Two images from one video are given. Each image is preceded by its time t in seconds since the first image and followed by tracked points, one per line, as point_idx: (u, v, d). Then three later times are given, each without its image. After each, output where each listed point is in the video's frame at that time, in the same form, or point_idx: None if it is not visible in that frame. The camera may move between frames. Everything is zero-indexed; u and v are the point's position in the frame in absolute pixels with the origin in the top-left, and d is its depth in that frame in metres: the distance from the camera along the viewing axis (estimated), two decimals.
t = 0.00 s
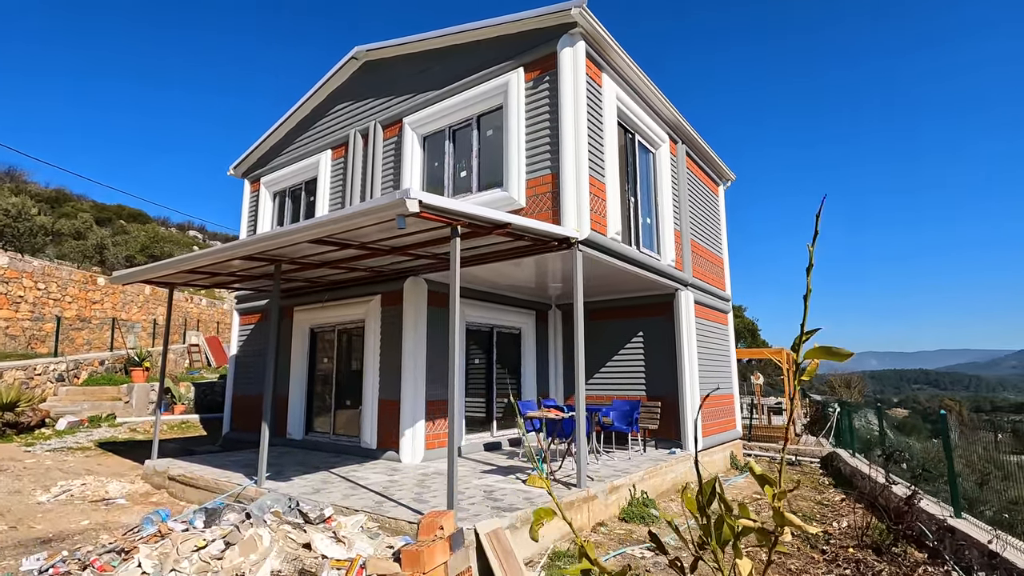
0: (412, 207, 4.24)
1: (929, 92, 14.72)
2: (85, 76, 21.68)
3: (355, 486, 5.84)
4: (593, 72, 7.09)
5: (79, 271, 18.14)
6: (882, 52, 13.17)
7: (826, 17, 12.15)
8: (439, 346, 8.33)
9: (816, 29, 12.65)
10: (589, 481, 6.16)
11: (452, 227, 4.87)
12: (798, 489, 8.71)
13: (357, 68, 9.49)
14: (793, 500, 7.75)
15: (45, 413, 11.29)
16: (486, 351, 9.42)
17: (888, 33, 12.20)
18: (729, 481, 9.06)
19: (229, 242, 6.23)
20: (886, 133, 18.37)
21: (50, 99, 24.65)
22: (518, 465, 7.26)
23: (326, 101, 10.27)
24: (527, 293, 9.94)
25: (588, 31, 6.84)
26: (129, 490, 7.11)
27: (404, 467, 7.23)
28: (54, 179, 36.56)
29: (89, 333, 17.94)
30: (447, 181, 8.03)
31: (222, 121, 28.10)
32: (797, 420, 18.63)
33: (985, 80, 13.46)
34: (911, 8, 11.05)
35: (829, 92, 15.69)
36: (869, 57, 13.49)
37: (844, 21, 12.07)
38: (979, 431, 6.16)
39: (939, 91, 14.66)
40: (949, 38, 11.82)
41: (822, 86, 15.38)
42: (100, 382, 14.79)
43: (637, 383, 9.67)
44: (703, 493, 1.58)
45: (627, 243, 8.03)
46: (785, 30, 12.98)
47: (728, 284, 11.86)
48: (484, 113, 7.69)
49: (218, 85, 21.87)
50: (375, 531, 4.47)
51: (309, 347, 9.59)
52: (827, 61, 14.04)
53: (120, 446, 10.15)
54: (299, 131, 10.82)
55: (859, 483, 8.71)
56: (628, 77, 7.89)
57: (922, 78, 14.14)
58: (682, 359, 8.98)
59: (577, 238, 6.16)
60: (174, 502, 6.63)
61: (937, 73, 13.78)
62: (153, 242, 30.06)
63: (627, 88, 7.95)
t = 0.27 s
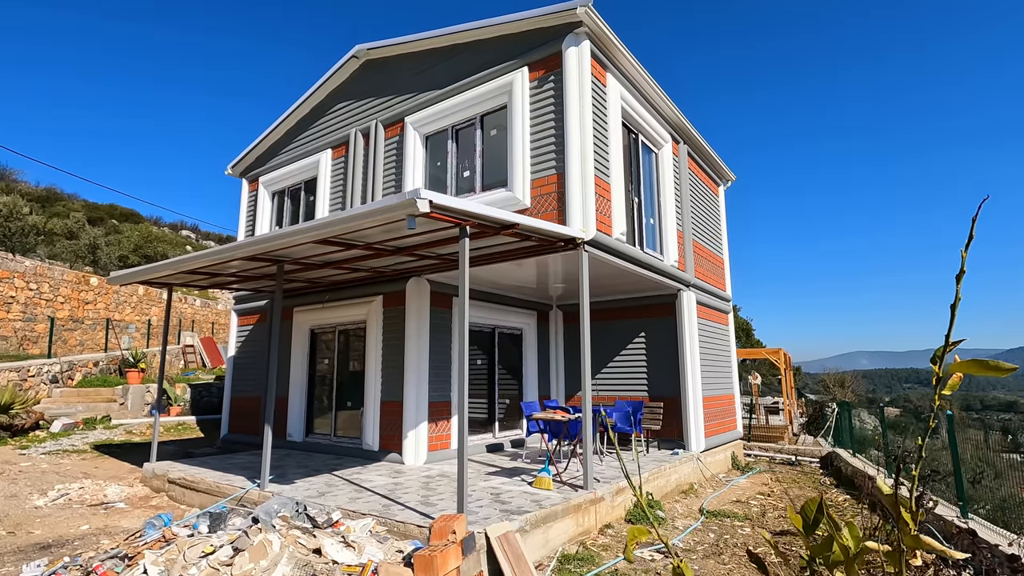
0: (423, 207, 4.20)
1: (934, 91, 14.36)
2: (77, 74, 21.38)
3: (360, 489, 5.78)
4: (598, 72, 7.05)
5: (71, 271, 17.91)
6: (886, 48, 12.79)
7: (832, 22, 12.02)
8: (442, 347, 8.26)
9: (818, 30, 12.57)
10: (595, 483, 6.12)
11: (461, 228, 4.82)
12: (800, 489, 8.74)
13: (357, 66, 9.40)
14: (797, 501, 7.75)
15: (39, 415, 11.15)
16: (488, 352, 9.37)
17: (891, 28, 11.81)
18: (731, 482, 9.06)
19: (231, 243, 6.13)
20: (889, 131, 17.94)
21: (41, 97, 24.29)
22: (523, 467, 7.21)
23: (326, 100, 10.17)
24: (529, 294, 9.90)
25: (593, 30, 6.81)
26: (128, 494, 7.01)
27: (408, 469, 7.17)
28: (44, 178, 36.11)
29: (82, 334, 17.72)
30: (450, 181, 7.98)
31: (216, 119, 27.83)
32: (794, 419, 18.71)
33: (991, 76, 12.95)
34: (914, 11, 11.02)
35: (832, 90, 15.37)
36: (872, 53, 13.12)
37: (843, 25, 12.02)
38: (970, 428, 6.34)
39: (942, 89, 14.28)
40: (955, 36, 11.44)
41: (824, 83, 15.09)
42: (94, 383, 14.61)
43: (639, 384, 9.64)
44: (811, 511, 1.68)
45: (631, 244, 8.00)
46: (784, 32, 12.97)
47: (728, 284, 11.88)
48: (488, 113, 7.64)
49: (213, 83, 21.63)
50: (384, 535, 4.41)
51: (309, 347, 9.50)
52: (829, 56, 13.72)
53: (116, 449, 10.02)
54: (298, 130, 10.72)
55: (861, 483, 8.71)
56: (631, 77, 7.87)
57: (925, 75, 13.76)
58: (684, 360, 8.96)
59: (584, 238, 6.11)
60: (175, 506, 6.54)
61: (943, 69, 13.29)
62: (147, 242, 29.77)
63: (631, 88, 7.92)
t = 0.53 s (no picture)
0: (429, 203, 4.12)
1: (939, 89, 14.24)
2: (69, 70, 21.07)
3: (361, 490, 5.71)
4: (602, 70, 6.99)
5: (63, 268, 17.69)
6: (891, 47, 12.61)
7: (835, 22, 11.91)
8: (442, 346, 8.18)
9: (820, 32, 12.50)
10: (599, 483, 6.07)
11: (466, 225, 4.76)
12: (802, 488, 8.73)
13: (356, 62, 9.29)
14: (800, 500, 7.72)
15: (31, 415, 11.00)
16: (488, 351, 9.30)
17: (896, 26, 11.62)
18: (733, 481, 9.05)
19: (229, 241, 6.03)
20: (892, 128, 17.77)
21: (32, 93, 23.94)
22: (525, 467, 7.15)
23: (325, 96, 10.06)
24: (530, 292, 9.84)
25: (596, 27, 6.75)
26: (124, 495, 6.90)
27: (409, 469, 7.09)
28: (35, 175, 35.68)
29: (75, 333, 17.51)
30: (452, 178, 7.90)
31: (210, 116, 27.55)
32: (792, 418, 18.75)
33: (998, 70, 12.73)
34: (915, 9, 10.98)
35: (834, 89, 15.24)
36: (876, 52, 12.92)
37: (845, 25, 11.95)
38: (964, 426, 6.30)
39: (948, 85, 14.08)
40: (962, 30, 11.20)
41: (826, 83, 14.94)
42: (88, 383, 14.43)
43: (640, 383, 9.60)
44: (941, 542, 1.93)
45: (634, 242, 7.95)
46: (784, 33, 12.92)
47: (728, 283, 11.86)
48: (490, 110, 7.57)
49: (207, 79, 21.38)
50: (388, 537, 4.34)
51: (307, 346, 9.40)
52: (832, 56, 13.56)
53: (110, 450, 9.88)
54: (296, 127, 10.61)
55: (862, 482, 8.68)
56: (635, 75, 7.83)
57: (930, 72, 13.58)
58: (685, 359, 8.93)
59: (588, 236, 6.04)
60: (171, 507, 6.44)
61: (949, 65, 13.10)
62: (140, 240, 29.50)
63: (634, 85, 7.87)
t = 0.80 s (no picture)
0: (434, 199, 4.04)
1: (942, 85, 14.22)
2: (63, 67, 20.82)
3: (362, 491, 5.63)
4: (605, 65, 6.93)
5: (57, 266, 17.51)
6: (891, 42, 12.57)
7: (838, 19, 11.83)
8: (443, 345, 8.10)
9: (822, 29, 12.44)
10: (603, 483, 6.01)
11: (471, 221, 4.69)
12: (803, 487, 8.71)
13: (355, 58, 9.20)
14: (802, 499, 7.70)
15: (25, 415, 10.87)
16: (489, 351, 9.23)
17: (897, 20, 11.57)
18: (734, 480, 9.02)
19: (227, 237, 5.93)
20: (893, 123, 17.68)
21: (25, 90, 23.69)
22: (527, 467, 7.09)
23: (323, 93, 9.96)
24: (530, 291, 9.77)
25: (600, 22, 6.69)
26: (120, 496, 6.80)
27: (410, 470, 7.02)
28: (28, 172, 35.33)
29: (68, 331, 17.34)
30: (452, 176, 7.82)
31: (206, 113, 27.32)
32: (790, 416, 18.78)
33: (999, 64, 12.67)
34: (918, 5, 10.92)
35: (835, 86, 15.19)
36: (877, 47, 12.85)
37: (845, 23, 11.93)
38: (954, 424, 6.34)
39: (949, 79, 14.02)
40: (964, 23, 11.14)
41: (827, 79, 14.90)
42: (83, 382, 14.29)
43: (641, 382, 9.56)
44: None
45: (636, 240, 7.90)
46: (783, 32, 12.89)
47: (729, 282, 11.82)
48: (492, 106, 7.49)
49: (203, 75, 21.17)
50: (392, 539, 4.27)
51: (306, 345, 9.30)
52: (834, 52, 13.49)
53: (106, 449, 9.77)
54: (294, 124, 10.50)
55: (863, 481, 8.66)
56: (638, 72, 7.78)
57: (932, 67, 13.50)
58: (687, 358, 8.89)
59: (592, 234, 5.98)
60: (169, 508, 6.34)
61: (950, 59, 13.04)
62: (135, 237, 29.28)
63: (636, 82, 7.82)
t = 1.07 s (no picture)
0: (438, 196, 3.97)
1: (946, 83, 14.16)
2: (59, 65, 20.63)
3: (363, 491, 5.58)
4: (607, 62, 6.87)
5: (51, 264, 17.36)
6: (895, 40, 12.46)
7: (842, 17, 11.72)
8: (443, 344, 8.04)
9: (825, 28, 12.36)
10: (605, 482, 5.98)
11: (474, 219, 4.64)
12: (805, 486, 8.69)
13: (355, 54, 9.12)
14: (804, 498, 7.68)
15: (21, 413, 10.77)
16: (489, 349, 9.18)
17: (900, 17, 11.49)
18: (735, 479, 9.01)
19: (226, 235, 5.85)
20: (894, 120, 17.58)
21: (19, 87, 23.48)
22: (528, 466, 7.06)
23: (322, 90, 9.87)
24: (531, 289, 9.72)
25: (603, 18, 6.63)
26: (118, 496, 6.73)
27: (411, 469, 6.97)
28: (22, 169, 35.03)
29: (64, 329, 17.21)
30: (453, 173, 7.76)
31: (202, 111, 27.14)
32: (789, 414, 18.81)
33: (1005, 62, 12.59)
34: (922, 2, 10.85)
35: (838, 84, 15.10)
36: (882, 44, 12.74)
37: (846, 21, 11.89)
38: (950, 423, 6.31)
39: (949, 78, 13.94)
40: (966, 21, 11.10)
41: (830, 77, 14.80)
42: (79, 380, 14.18)
43: (641, 380, 9.53)
44: None
45: (638, 238, 7.85)
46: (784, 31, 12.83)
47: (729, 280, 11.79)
48: (493, 103, 7.43)
49: (199, 71, 20.97)
50: (394, 539, 4.22)
51: (305, 343, 9.23)
52: (836, 49, 13.37)
53: (102, 449, 9.68)
54: (293, 120, 10.42)
55: (864, 480, 8.64)
56: (640, 68, 7.72)
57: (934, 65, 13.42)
58: (688, 356, 8.86)
59: (595, 232, 5.93)
60: (167, 508, 6.28)
61: (952, 58, 12.95)
62: (131, 234, 29.09)
63: (638, 79, 7.76)
